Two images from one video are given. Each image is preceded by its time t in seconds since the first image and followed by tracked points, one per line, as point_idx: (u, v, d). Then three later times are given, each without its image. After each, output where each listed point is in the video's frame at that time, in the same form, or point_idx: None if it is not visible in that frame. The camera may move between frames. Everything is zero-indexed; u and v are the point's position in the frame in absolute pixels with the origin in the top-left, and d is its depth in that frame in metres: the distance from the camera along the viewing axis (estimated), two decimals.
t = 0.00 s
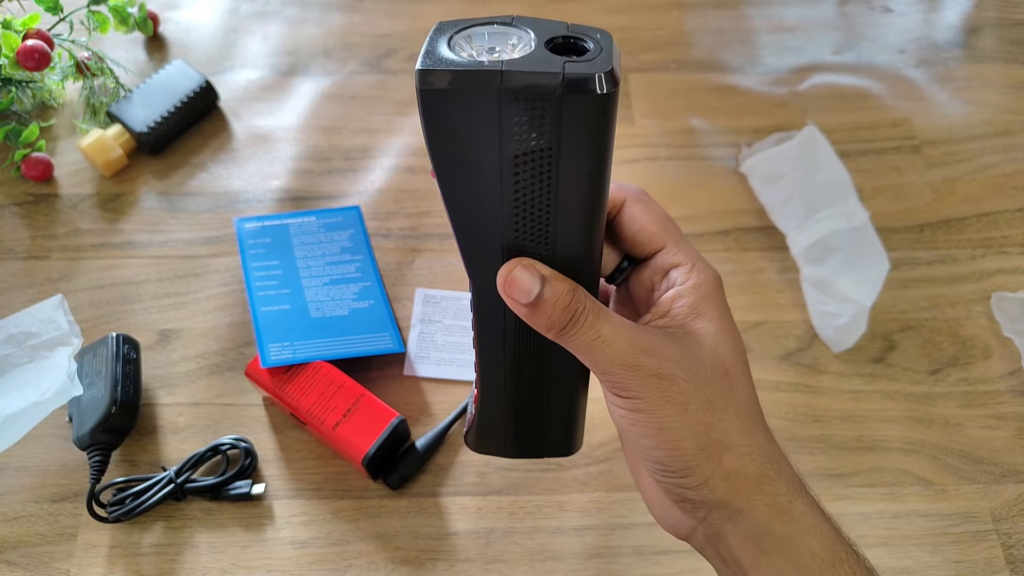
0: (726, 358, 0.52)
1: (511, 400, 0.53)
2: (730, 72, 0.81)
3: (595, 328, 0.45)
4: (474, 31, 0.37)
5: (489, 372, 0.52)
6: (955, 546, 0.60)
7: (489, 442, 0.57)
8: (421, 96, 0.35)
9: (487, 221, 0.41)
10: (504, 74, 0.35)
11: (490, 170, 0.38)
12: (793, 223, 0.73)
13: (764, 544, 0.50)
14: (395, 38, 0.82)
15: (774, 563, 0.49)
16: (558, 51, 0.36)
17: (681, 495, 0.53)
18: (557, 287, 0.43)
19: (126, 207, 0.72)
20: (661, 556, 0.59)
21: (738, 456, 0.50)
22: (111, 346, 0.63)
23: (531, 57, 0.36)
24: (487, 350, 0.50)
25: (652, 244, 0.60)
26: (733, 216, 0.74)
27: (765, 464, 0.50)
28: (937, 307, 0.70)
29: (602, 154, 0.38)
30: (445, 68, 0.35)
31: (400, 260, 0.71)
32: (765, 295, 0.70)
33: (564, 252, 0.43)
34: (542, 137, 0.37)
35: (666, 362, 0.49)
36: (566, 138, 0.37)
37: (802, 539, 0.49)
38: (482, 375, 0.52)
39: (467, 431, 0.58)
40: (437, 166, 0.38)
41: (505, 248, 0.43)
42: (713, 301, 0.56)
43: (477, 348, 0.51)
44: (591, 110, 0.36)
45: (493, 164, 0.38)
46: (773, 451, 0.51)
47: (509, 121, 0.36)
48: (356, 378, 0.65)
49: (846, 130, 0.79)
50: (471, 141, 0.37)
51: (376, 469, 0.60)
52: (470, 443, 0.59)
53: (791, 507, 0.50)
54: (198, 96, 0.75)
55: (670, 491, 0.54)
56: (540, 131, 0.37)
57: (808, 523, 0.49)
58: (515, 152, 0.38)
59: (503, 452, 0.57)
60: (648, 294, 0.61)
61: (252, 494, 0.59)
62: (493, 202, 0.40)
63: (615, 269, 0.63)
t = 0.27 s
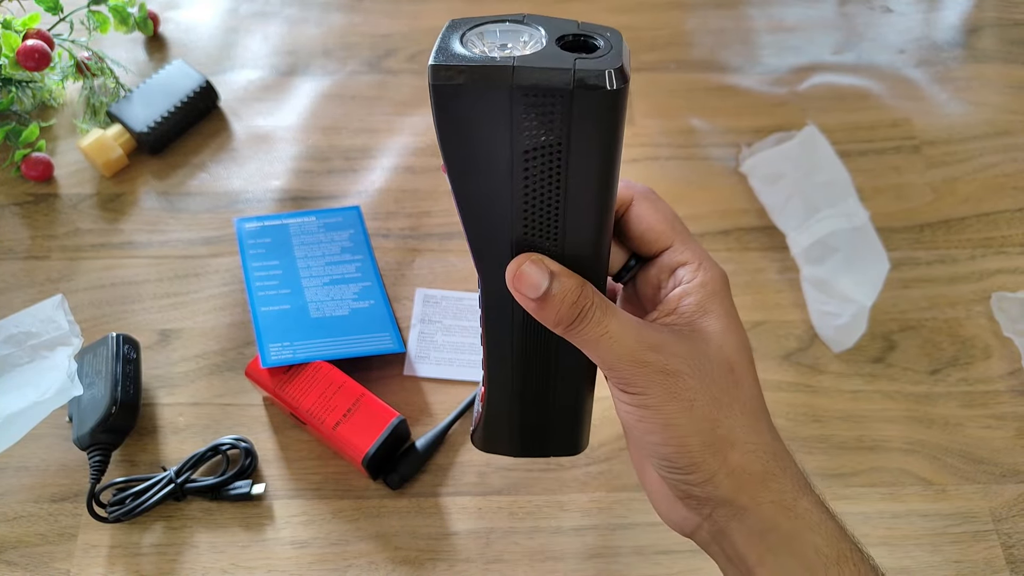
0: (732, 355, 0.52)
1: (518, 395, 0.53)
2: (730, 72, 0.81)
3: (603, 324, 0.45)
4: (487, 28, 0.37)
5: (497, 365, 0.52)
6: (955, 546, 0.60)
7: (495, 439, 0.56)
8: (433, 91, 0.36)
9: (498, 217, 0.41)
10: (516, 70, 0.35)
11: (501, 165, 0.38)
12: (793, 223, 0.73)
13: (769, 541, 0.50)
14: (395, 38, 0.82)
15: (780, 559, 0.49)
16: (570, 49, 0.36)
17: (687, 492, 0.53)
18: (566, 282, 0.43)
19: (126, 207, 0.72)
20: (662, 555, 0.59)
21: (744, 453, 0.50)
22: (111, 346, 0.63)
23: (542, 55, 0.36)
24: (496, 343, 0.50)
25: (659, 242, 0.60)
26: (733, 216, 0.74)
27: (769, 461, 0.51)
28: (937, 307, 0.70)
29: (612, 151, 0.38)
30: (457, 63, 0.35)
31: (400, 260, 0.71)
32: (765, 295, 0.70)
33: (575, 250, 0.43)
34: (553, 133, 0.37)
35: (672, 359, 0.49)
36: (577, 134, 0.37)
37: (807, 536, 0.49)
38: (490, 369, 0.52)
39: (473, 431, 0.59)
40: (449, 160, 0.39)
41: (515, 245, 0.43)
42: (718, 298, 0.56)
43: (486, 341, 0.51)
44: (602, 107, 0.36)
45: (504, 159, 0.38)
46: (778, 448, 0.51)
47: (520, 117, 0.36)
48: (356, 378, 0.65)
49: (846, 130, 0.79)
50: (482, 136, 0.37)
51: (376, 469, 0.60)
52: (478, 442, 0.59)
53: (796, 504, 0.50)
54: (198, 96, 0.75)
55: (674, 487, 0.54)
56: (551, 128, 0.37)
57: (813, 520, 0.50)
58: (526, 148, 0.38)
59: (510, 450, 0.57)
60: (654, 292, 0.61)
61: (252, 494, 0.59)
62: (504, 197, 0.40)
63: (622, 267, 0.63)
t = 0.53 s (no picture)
0: (741, 358, 0.54)
1: (577, 416, 0.46)
2: (730, 72, 0.81)
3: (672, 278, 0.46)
4: None
5: (555, 375, 0.46)
6: (955, 546, 0.60)
7: (550, 489, 0.46)
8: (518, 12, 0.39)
9: (566, 156, 0.42)
10: None
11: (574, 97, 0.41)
12: (792, 223, 0.73)
13: (766, 542, 0.50)
14: (395, 38, 0.82)
15: (776, 561, 0.49)
16: None
17: (687, 492, 0.52)
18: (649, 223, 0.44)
19: (126, 207, 0.72)
20: (661, 555, 0.59)
21: (749, 454, 0.50)
22: (111, 346, 0.63)
23: None
24: (552, 343, 0.46)
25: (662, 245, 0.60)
26: (733, 216, 0.74)
27: (770, 463, 0.51)
28: (937, 307, 0.70)
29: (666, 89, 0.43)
30: None
31: (400, 260, 0.71)
32: (765, 295, 0.70)
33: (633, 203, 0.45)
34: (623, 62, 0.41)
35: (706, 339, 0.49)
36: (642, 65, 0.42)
37: (805, 538, 0.49)
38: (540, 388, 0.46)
39: (502, 496, 0.48)
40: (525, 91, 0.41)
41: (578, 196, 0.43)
42: (723, 307, 0.57)
43: (542, 349, 0.46)
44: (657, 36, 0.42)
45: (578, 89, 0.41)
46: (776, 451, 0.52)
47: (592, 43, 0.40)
48: (356, 378, 0.65)
49: (846, 130, 0.79)
50: (560, 62, 0.40)
51: (376, 470, 0.60)
52: (519, 513, 0.47)
53: (794, 505, 0.50)
54: (198, 96, 0.75)
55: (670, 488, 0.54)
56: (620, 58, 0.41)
57: (811, 523, 0.50)
58: (601, 75, 0.41)
59: (563, 513, 0.47)
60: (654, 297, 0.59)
61: (252, 494, 0.59)
62: (577, 132, 0.42)
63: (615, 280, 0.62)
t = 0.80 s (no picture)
0: (723, 357, 0.50)
1: (562, 403, 0.47)
2: (730, 72, 0.81)
3: (605, 306, 0.44)
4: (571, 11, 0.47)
5: (541, 359, 0.47)
6: (955, 546, 0.60)
7: (533, 472, 0.47)
8: (542, 17, 0.43)
9: (577, 152, 0.44)
10: (613, 11, 0.44)
11: (589, 98, 0.44)
12: (792, 223, 0.73)
13: (755, 544, 0.50)
14: (395, 38, 0.82)
15: (765, 563, 0.50)
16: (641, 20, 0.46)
17: (671, 491, 0.52)
18: (571, 258, 0.43)
19: (126, 207, 0.72)
20: (661, 555, 0.59)
21: (731, 455, 0.50)
22: (111, 346, 0.63)
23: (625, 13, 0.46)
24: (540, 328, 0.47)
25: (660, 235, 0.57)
26: (733, 216, 0.74)
27: (755, 464, 0.51)
28: (937, 307, 0.70)
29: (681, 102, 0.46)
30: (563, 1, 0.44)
31: (400, 260, 0.71)
32: (765, 295, 0.70)
33: (641, 207, 0.46)
34: (638, 69, 0.44)
35: (668, 348, 0.47)
36: (657, 75, 0.45)
37: (795, 540, 0.50)
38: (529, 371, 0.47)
39: (489, 481, 0.48)
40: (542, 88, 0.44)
41: (588, 194, 0.45)
42: (712, 297, 0.52)
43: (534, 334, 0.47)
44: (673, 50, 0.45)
45: (593, 91, 0.44)
46: (764, 451, 0.51)
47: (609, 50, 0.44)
48: (356, 378, 0.65)
49: (847, 130, 0.79)
50: (578, 64, 0.44)
51: (376, 469, 0.60)
52: (503, 498, 0.47)
53: (784, 506, 0.51)
54: (198, 96, 0.75)
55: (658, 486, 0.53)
56: (636, 67, 0.44)
57: (800, 525, 0.51)
58: (616, 78, 0.44)
59: (544, 501, 0.47)
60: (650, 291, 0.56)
61: (252, 494, 0.59)
62: (591, 124, 0.44)
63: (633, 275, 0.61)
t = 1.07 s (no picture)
0: (694, 364, 0.50)
1: (551, 405, 0.51)
2: (730, 73, 0.81)
3: (561, 318, 0.46)
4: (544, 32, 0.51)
5: (529, 365, 0.51)
6: (955, 546, 0.60)
7: (532, 470, 0.51)
8: (501, 44, 0.47)
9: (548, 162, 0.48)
10: (567, 25, 0.47)
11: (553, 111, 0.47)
12: (792, 224, 0.73)
13: (724, 552, 0.50)
14: (395, 38, 0.82)
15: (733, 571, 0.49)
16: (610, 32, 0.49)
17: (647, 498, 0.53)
18: (528, 278, 0.47)
19: (126, 208, 0.72)
20: (661, 555, 0.59)
21: (693, 462, 0.49)
22: (111, 346, 0.63)
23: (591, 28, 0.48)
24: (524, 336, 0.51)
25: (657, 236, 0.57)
26: (733, 216, 0.74)
27: (722, 469, 0.50)
28: (937, 307, 0.70)
29: (646, 101, 0.48)
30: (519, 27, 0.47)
31: (400, 260, 0.71)
32: (765, 295, 0.70)
33: (614, 207, 0.49)
34: (597, 76, 0.47)
35: (623, 357, 0.48)
36: (617, 80, 0.47)
37: (764, 550, 0.49)
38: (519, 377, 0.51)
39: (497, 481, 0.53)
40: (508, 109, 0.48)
41: (561, 201, 0.48)
42: (694, 301, 0.52)
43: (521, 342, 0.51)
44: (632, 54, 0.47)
45: (556, 104, 0.47)
46: (733, 455, 0.50)
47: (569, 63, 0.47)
48: (356, 378, 0.65)
49: (847, 129, 0.79)
50: (540, 81, 0.47)
51: (376, 470, 0.60)
52: (507, 494, 0.51)
53: (753, 515, 0.49)
54: (198, 96, 0.75)
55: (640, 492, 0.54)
56: (597, 77, 0.47)
57: (769, 532, 0.49)
58: (577, 92, 0.47)
59: (542, 497, 0.51)
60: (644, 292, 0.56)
61: (252, 494, 0.59)
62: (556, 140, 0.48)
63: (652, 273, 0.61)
